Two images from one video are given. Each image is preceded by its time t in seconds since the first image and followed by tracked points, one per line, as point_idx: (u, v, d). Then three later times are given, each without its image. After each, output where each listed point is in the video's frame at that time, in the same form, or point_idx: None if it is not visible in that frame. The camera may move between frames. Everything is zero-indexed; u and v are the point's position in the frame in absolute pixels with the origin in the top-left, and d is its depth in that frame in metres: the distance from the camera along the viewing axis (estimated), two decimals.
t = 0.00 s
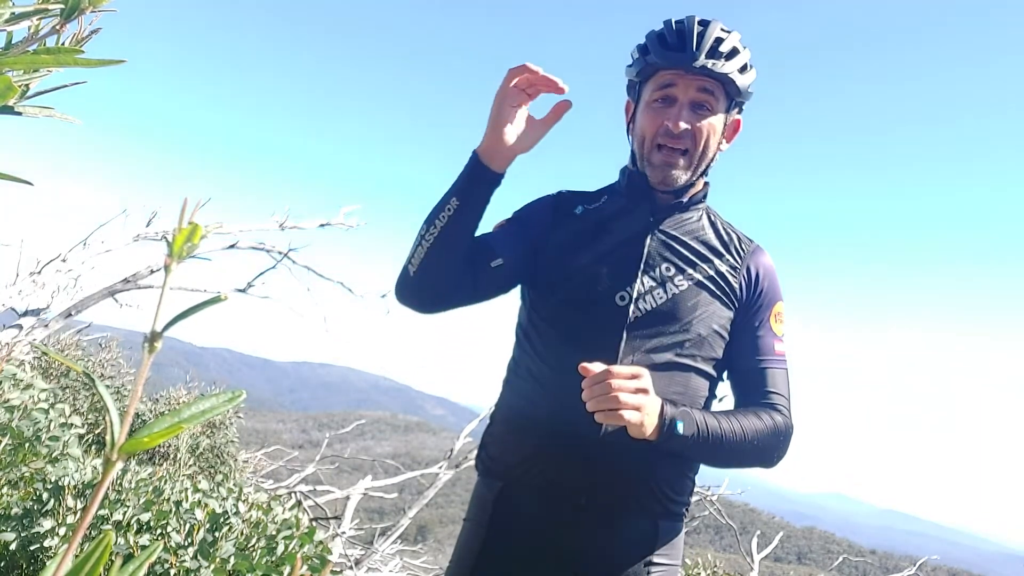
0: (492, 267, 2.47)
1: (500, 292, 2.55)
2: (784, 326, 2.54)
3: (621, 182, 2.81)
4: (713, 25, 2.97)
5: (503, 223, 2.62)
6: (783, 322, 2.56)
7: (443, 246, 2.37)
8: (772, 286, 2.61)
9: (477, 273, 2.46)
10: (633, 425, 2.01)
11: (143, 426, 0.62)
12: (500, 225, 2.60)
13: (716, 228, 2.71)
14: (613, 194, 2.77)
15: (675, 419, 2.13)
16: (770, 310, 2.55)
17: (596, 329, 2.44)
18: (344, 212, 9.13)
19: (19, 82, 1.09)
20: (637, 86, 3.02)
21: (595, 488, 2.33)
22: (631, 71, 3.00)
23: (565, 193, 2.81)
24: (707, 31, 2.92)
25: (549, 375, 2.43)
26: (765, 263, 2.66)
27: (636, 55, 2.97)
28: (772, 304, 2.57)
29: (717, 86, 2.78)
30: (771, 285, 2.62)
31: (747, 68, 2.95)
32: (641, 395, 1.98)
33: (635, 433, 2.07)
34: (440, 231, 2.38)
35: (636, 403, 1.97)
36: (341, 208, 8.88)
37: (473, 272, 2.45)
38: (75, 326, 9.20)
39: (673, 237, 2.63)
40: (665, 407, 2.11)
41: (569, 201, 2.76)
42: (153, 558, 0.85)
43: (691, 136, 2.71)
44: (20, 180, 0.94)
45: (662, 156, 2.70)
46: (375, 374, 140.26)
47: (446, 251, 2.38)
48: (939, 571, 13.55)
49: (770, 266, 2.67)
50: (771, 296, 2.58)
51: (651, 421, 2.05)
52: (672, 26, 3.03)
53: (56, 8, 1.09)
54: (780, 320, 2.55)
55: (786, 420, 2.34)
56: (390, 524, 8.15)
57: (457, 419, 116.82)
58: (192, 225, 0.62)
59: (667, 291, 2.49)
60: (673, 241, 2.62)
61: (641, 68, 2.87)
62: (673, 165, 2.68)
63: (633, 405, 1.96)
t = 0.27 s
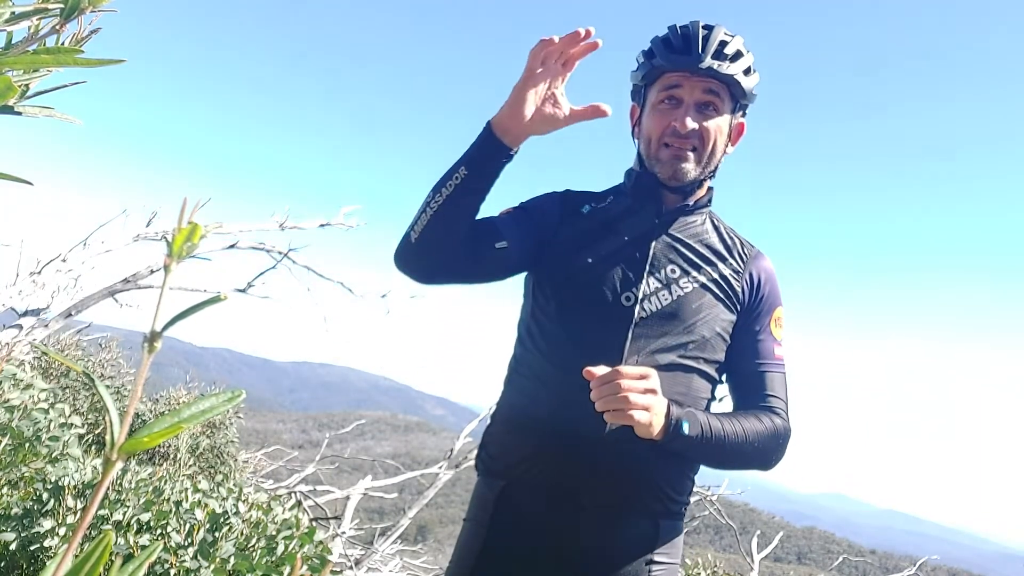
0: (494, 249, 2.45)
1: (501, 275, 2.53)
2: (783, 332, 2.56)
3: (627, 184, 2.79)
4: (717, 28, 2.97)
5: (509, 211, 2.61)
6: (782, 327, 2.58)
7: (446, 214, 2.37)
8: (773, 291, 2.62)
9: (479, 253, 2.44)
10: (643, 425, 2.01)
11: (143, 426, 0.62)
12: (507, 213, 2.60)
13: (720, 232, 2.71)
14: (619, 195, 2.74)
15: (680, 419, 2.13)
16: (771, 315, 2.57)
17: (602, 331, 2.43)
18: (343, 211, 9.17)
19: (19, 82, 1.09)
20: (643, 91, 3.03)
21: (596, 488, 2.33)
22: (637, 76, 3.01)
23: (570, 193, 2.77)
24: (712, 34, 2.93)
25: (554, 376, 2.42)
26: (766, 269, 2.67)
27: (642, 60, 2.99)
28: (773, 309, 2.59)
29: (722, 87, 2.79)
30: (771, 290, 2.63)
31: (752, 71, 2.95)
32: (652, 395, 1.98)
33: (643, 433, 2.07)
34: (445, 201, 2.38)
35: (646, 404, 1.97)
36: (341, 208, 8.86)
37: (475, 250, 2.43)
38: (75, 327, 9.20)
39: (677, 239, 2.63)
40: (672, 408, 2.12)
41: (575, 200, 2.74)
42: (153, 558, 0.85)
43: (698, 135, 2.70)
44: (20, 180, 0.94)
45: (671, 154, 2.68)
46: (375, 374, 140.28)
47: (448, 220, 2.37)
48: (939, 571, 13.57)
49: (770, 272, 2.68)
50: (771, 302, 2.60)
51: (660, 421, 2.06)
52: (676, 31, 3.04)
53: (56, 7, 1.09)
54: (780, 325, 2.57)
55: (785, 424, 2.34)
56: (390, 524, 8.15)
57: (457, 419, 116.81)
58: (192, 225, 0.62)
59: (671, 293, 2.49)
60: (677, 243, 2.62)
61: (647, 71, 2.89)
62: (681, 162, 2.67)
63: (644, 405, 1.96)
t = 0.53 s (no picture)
0: (496, 251, 2.45)
1: (503, 276, 2.52)
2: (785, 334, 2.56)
3: (628, 187, 2.78)
4: (709, 28, 2.97)
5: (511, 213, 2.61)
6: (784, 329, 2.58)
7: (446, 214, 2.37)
8: (774, 294, 2.62)
9: (480, 253, 2.43)
10: (644, 428, 2.01)
11: (142, 427, 0.62)
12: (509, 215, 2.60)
13: (721, 234, 2.71)
14: (621, 198, 2.74)
15: (681, 421, 2.13)
16: (772, 317, 2.57)
17: (602, 334, 2.43)
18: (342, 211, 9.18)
19: (19, 82, 1.09)
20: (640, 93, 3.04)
21: (597, 488, 2.33)
22: (633, 79, 3.03)
23: (573, 196, 2.78)
24: (704, 33, 2.93)
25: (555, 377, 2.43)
26: (767, 271, 2.67)
27: (637, 63, 3.01)
28: (774, 312, 2.59)
29: (715, 83, 2.78)
30: (772, 293, 2.63)
31: (746, 69, 2.94)
32: (652, 397, 1.98)
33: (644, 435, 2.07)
34: (444, 202, 2.38)
35: (647, 406, 1.97)
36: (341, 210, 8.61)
37: (476, 251, 2.43)
38: (75, 327, 9.19)
39: (678, 242, 2.63)
40: (673, 409, 2.12)
41: (578, 202, 2.74)
42: (153, 558, 0.85)
43: (691, 130, 2.68)
44: (20, 180, 0.94)
45: (665, 149, 2.67)
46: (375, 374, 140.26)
47: (448, 221, 2.37)
48: (939, 571, 13.59)
49: (772, 274, 2.68)
50: (773, 304, 2.60)
51: (661, 422, 2.05)
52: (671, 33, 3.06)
53: (56, 7, 1.09)
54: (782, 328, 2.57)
55: (787, 426, 2.34)
56: (390, 524, 8.14)
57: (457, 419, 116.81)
58: (192, 225, 0.62)
59: (671, 295, 2.49)
60: (678, 245, 2.62)
61: (642, 72, 2.90)
62: (675, 157, 2.65)
63: (644, 408, 1.96)
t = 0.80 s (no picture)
0: (493, 248, 2.45)
1: (503, 273, 2.52)
2: (786, 334, 2.56)
3: (628, 190, 2.78)
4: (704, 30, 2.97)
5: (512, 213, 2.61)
6: (785, 329, 2.57)
7: (441, 208, 2.37)
8: (774, 294, 2.62)
9: (475, 251, 2.42)
10: (639, 425, 2.01)
11: (143, 427, 0.62)
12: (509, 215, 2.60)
13: (721, 235, 2.71)
14: (621, 199, 2.74)
15: (678, 419, 2.13)
16: (773, 317, 2.56)
17: (601, 335, 2.43)
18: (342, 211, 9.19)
19: (19, 81, 1.09)
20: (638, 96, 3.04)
21: (597, 487, 2.33)
22: (631, 83, 3.03)
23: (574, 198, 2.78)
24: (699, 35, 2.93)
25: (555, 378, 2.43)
26: (768, 272, 2.67)
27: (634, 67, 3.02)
28: (775, 312, 2.58)
29: (710, 84, 2.77)
30: (773, 293, 2.63)
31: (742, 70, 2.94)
32: (645, 392, 1.98)
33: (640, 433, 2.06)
34: (438, 196, 2.38)
35: (641, 402, 1.97)
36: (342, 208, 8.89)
37: (471, 248, 2.42)
38: (75, 327, 9.19)
39: (678, 242, 2.63)
40: (668, 407, 2.12)
41: (579, 204, 2.75)
42: (153, 559, 0.85)
43: (688, 132, 2.68)
44: (20, 180, 0.94)
45: (662, 151, 2.66)
46: (375, 374, 140.24)
47: (444, 216, 2.37)
48: (939, 570, 13.60)
49: (772, 274, 2.68)
50: (774, 304, 2.60)
51: (656, 419, 2.05)
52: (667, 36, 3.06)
53: (56, 6, 1.09)
54: (783, 329, 2.57)
55: (788, 426, 2.34)
56: (390, 524, 8.14)
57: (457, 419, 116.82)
58: (192, 225, 0.62)
59: (670, 295, 2.49)
60: (678, 246, 2.62)
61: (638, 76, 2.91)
62: (673, 160, 2.65)
63: (638, 403, 1.96)
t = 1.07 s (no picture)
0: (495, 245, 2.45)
1: (501, 272, 2.52)
2: (788, 334, 2.55)
3: (629, 191, 2.78)
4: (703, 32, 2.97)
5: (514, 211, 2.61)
6: (786, 330, 2.57)
7: (439, 206, 2.37)
8: (775, 294, 2.62)
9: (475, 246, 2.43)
10: (638, 425, 2.01)
11: (143, 426, 0.62)
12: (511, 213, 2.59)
13: (721, 236, 2.71)
14: (622, 202, 2.74)
15: (678, 420, 2.13)
16: (774, 317, 2.56)
17: (601, 337, 2.43)
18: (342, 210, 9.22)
19: (18, 81, 1.09)
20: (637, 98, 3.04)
21: (597, 488, 2.33)
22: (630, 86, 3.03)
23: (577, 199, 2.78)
24: (697, 37, 2.93)
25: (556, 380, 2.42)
26: (770, 272, 2.67)
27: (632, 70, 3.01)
28: (776, 312, 2.58)
29: (709, 87, 2.77)
30: (775, 293, 2.63)
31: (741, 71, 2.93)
32: (644, 394, 1.98)
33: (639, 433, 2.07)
34: (435, 195, 2.38)
35: (640, 403, 1.97)
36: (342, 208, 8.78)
37: (472, 244, 2.42)
38: (75, 327, 9.19)
39: (678, 243, 2.62)
40: (667, 407, 2.12)
41: (581, 206, 2.75)
42: (153, 559, 0.85)
43: (688, 134, 2.68)
44: (18, 180, 0.94)
45: (661, 154, 2.66)
46: (375, 374, 140.27)
47: (443, 211, 2.36)
48: (939, 571, 13.60)
49: (774, 275, 2.68)
50: (775, 304, 2.59)
51: (655, 419, 2.05)
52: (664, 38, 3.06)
53: (55, 6, 1.09)
54: (785, 329, 2.57)
55: (789, 427, 2.34)
56: (390, 524, 8.14)
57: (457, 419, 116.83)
58: (193, 225, 0.62)
59: (670, 296, 2.49)
60: (678, 247, 2.62)
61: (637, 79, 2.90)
62: (672, 162, 2.65)
63: (637, 405, 1.96)
